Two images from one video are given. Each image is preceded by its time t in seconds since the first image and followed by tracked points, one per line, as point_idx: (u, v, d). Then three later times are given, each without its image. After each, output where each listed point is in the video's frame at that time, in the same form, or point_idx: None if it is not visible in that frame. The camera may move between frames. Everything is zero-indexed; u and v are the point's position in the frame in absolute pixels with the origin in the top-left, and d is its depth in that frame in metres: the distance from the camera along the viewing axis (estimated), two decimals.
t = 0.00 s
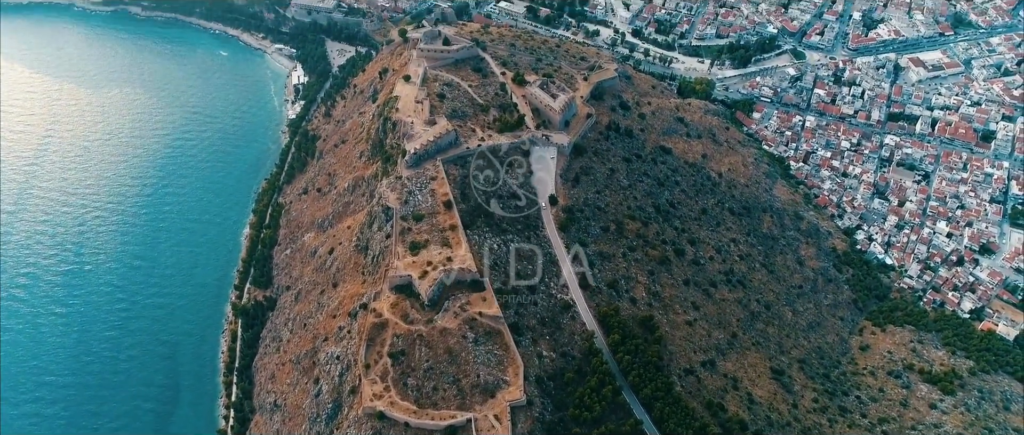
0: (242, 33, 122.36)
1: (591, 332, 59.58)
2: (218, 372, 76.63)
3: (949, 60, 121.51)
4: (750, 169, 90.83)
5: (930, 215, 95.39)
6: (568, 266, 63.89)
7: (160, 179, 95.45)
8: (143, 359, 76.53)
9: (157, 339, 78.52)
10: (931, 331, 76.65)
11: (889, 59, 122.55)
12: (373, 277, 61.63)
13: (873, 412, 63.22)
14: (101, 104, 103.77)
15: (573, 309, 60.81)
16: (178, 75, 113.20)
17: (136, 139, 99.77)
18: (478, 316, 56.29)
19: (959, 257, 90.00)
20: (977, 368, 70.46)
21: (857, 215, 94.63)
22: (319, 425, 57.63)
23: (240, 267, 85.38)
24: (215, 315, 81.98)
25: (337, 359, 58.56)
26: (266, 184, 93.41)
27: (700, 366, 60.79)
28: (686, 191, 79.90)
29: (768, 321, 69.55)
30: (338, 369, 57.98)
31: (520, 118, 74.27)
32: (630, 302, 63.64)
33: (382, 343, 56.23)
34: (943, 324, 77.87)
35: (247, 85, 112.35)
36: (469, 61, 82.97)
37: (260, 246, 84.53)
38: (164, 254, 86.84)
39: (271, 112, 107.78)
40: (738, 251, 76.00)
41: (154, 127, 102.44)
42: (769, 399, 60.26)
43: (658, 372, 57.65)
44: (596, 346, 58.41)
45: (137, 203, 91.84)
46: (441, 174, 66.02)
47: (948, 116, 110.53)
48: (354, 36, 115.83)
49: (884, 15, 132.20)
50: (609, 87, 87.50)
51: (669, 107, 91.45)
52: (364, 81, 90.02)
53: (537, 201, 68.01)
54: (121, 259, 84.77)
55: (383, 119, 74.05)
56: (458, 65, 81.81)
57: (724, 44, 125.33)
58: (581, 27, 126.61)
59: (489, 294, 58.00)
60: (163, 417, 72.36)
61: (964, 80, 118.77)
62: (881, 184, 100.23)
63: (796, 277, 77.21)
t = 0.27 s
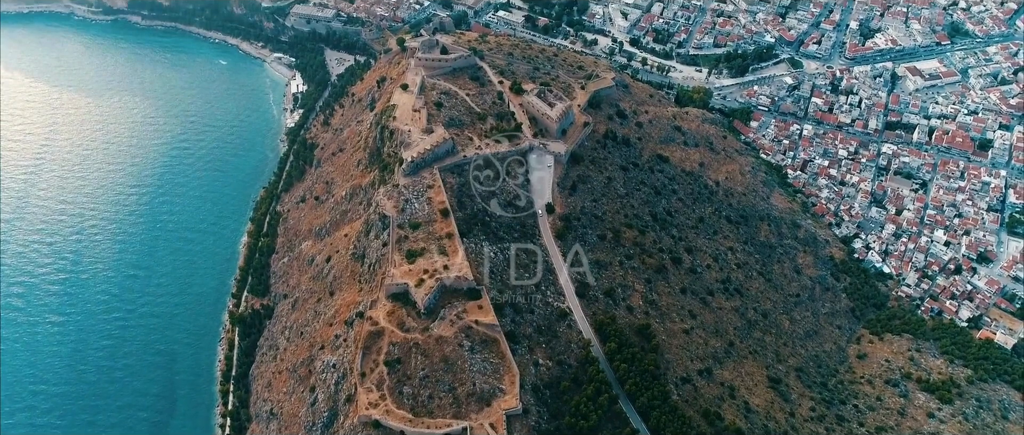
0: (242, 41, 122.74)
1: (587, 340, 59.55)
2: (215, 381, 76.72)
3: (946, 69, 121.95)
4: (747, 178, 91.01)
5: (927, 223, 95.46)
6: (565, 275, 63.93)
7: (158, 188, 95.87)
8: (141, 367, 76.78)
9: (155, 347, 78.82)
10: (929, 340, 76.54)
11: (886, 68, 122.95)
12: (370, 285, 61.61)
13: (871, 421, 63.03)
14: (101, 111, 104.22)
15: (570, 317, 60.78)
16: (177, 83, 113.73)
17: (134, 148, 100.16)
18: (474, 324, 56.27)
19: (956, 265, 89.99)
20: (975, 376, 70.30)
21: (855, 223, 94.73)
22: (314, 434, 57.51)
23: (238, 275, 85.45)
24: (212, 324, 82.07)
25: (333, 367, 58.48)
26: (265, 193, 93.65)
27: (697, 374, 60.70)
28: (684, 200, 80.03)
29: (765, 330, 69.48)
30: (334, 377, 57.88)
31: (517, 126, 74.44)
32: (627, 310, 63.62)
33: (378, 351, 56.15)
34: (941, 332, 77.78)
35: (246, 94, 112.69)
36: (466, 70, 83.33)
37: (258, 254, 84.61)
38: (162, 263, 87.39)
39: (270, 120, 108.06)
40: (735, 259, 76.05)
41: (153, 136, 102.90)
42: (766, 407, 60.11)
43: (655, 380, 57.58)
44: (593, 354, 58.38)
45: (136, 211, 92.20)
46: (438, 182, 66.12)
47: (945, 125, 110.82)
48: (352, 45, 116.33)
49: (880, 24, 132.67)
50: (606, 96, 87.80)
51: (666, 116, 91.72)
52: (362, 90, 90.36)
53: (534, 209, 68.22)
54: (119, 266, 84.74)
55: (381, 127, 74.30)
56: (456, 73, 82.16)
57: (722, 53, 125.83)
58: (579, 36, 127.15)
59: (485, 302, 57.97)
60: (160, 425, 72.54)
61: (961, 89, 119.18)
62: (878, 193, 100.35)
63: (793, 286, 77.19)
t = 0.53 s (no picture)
0: (241, 50, 123.09)
1: (584, 348, 59.47)
2: (212, 389, 76.44)
3: (943, 78, 122.28)
4: (745, 186, 91.14)
5: (925, 232, 95.50)
6: (562, 282, 63.89)
7: (156, 196, 95.82)
8: (138, 374, 76.55)
9: (152, 355, 78.68)
10: (926, 348, 76.48)
11: (884, 77, 123.30)
12: (367, 293, 61.59)
13: (869, 430, 62.84)
14: (100, 120, 104.68)
15: (567, 325, 60.69)
16: (177, 91, 114.12)
17: (132, 156, 100.19)
18: (470, 332, 56.18)
19: (954, 273, 89.90)
20: (973, 385, 70.24)
21: (852, 231, 94.82)
22: None
23: (235, 283, 85.43)
24: (209, 332, 81.89)
25: (330, 375, 58.42)
26: (263, 200, 93.82)
27: (693, 382, 60.58)
28: (681, 208, 80.10)
29: (762, 338, 69.38)
30: (330, 385, 57.79)
31: (515, 135, 74.60)
32: (624, 318, 63.53)
33: (374, 359, 56.10)
34: (939, 341, 77.72)
35: (245, 102, 112.96)
36: (464, 78, 83.65)
37: (256, 262, 84.65)
38: (159, 272, 86.98)
39: (269, 128, 108.21)
40: (732, 267, 76.04)
41: (151, 144, 103.03)
42: (763, 415, 59.95)
43: (652, 388, 57.48)
44: (590, 362, 58.30)
45: (134, 219, 92.30)
46: (435, 190, 66.25)
47: (943, 134, 111.03)
48: (352, 54, 116.75)
49: (878, 33, 133.09)
50: (604, 104, 88.01)
51: (664, 124, 91.90)
52: (361, 98, 90.69)
53: (532, 216, 68.31)
54: (117, 273, 85.28)
55: (378, 135, 74.56)
56: (454, 82, 82.47)
57: (719, 62, 126.32)
58: (577, 44, 127.75)
59: (482, 310, 57.87)
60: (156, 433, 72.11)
61: (958, 97, 119.49)
62: (876, 201, 100.42)
63: (790, 294, 77.10)
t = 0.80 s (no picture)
0: (241, 58, 123.44)
1: (581, 355, 59.48)
2: (209, 396, 76.44)
3: (941, 85, 122.56)
4: (743, 193, 91.24)
5: (923, 239, 95.53)
6: (559, 289, 63.88)
7: (154, 204, 95.91)
8: (135, 382, 76.44)
9: (149, 362, 78.69)
10: (924, 356, 76.42)
11: (882, 85, 123.63)
12: (364, 300, 61.55)
13: None
14: (100, 127, 104.88)
15: (564, 332, 60.67)
16: (176, 98, 114.41)
17: (131, 163, 100.40)
18: (467, 339, 56.11)
19: (953, 281, 89.79)
20: (971, 392, 70.17)
21: (851, 239, 94.86)
22: None
23: (234, 290, 85.48)
24: (207, 340, 81.88)
25: (326, 382, 58.32)
26: (262, 208, 94.00)
27: (691, 390, 60.53)
28: (679, 215, 80.13)
29: (760, 345, 69.29)
30: (327, 392, 57.71)
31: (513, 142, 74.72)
32: (621, 325, 63.51)
33: (371, 366, 56.06)
34: (937, 348, 77.70)
35: (244, 109, 113.17)
36: (462, 85, 83.93)
37: (254, 269, 84.74)
38: (158, 279, 86.91)
39: (268, 136, 108.34)
40: (730, 275, 76.00)
41: (151, 151, 103.24)
42: (761, 423, 59.83)
43: (649, 396, 57.47)
44: (586, 369, 58.29)
45: (132, 227, 92.32)
46: (433, 197, 66.37)
47: (941, 141, 111.21)
48: (351, 61, 117.18)
49: (876, 41, 133.48)
50: (602, 112, 88.21)
51: (662, 132, 92.07)
52: (359, 106, 90.95)
53: (529, 224, 68.51)
54: (115, 280, 85.38)
55: (377, 142, 74.78)
56: (452, 89, 82.73)
57: (718, 70, 126.67)
58: (576, 52, 128.20)
59: (479, 317, 57.82)
60: None
61: (956, 105, 119.78)
62: (874, 208, 100.46)
63: (788, 301, 77.00)
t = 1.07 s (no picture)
0: (241, 67, 123.89)
1: (577, 364, 59.43)
2: (206, 405, 76.31)
3: (938, 94, 122.93)
4: (740, 202, 91.32)
5: (921, 247, 95.51)
6: (556, 298, 63.91)
7: (152, 214, 96.05)
8: (132, 391, 76.53)
9: (147, 371, 78.74)
10: (923, 365, 76.30)
11: (880, 94, 123.97)
12: (360, 309, 61.58)
13: None
14: (98, 136, 105.00)
15: (560, 341, 60.64)
16: (175, 108, 114.73)
17: (131, 172, 100.69)
18: (463, 347, 56.08)
19: (951, 290, 89.69)
20: (970, 401, 70.08)
21: (849, 247, 94.85)
22: None
23: (231, 299, 85.55)
24: (204, 349, 81.88)
25: (322, 391, 58.22)
26: (260, 216, 94.15)
27: (688, 398, 60.43)
28: (676, 223, 80.21)
29: (758, 354, 69.20)
30: (323, 401, 57.61)
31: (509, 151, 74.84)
32: (618, 333, 63.49)
33: (367, 374, 56.00)
34: (935, 357, 77.58)
35: (243, 118, 113.42)
36: (460, 94, 84.24)
37: (252, 277, 84.77)
38: (154, 289, 87.21)
39: (266, 145, 108.49)
40: (728, 283, 75.95)
41: (150, 160, 103.61)
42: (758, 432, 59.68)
43: (645, 405, 57.39)
44: (583, 378, 58.25)
45: (130, 236, 92.24)
46: (430, 205, 66.50)
47: (938, 150, 111.42)
48: (350, 70, 117.67)
49: (873, 50, 133.96)
50: (599, 120, 88.43)
51: (659, 140, 92.28)
52: (358, 114, 91.19)
53: (526, 232, 68.61)
54: (112, 289, 85.37)
55: (374, 151, 75.00)
56: (450, 98, 83.04)
57: (716, 79, 127.11)
58: (574, 61, 128.70)
59: (475, 325, 57.79)
60: None
61: (953, 114, 120.13)
62: (873, 217, 100.50)
63: (786, 310, 76.93)
